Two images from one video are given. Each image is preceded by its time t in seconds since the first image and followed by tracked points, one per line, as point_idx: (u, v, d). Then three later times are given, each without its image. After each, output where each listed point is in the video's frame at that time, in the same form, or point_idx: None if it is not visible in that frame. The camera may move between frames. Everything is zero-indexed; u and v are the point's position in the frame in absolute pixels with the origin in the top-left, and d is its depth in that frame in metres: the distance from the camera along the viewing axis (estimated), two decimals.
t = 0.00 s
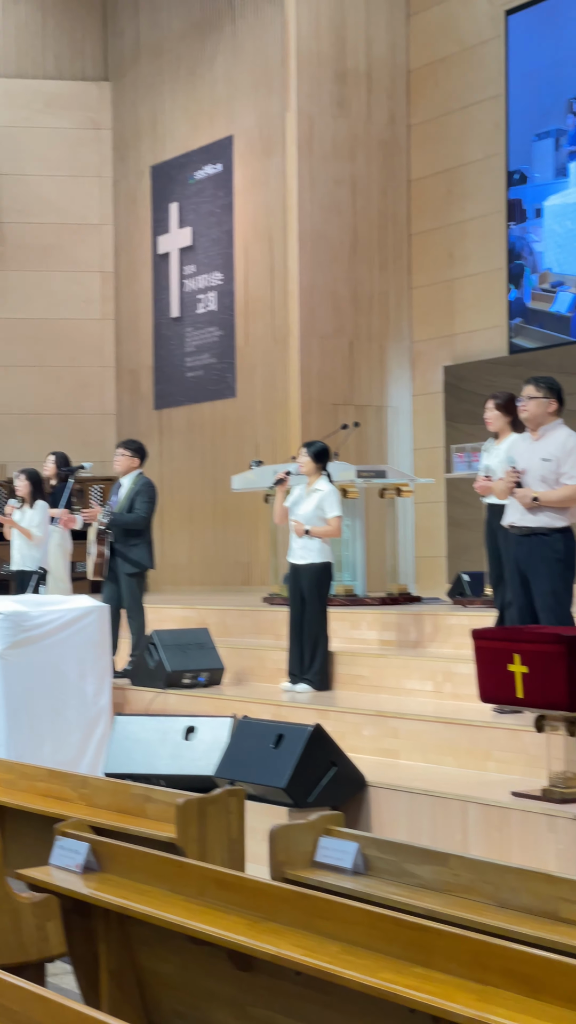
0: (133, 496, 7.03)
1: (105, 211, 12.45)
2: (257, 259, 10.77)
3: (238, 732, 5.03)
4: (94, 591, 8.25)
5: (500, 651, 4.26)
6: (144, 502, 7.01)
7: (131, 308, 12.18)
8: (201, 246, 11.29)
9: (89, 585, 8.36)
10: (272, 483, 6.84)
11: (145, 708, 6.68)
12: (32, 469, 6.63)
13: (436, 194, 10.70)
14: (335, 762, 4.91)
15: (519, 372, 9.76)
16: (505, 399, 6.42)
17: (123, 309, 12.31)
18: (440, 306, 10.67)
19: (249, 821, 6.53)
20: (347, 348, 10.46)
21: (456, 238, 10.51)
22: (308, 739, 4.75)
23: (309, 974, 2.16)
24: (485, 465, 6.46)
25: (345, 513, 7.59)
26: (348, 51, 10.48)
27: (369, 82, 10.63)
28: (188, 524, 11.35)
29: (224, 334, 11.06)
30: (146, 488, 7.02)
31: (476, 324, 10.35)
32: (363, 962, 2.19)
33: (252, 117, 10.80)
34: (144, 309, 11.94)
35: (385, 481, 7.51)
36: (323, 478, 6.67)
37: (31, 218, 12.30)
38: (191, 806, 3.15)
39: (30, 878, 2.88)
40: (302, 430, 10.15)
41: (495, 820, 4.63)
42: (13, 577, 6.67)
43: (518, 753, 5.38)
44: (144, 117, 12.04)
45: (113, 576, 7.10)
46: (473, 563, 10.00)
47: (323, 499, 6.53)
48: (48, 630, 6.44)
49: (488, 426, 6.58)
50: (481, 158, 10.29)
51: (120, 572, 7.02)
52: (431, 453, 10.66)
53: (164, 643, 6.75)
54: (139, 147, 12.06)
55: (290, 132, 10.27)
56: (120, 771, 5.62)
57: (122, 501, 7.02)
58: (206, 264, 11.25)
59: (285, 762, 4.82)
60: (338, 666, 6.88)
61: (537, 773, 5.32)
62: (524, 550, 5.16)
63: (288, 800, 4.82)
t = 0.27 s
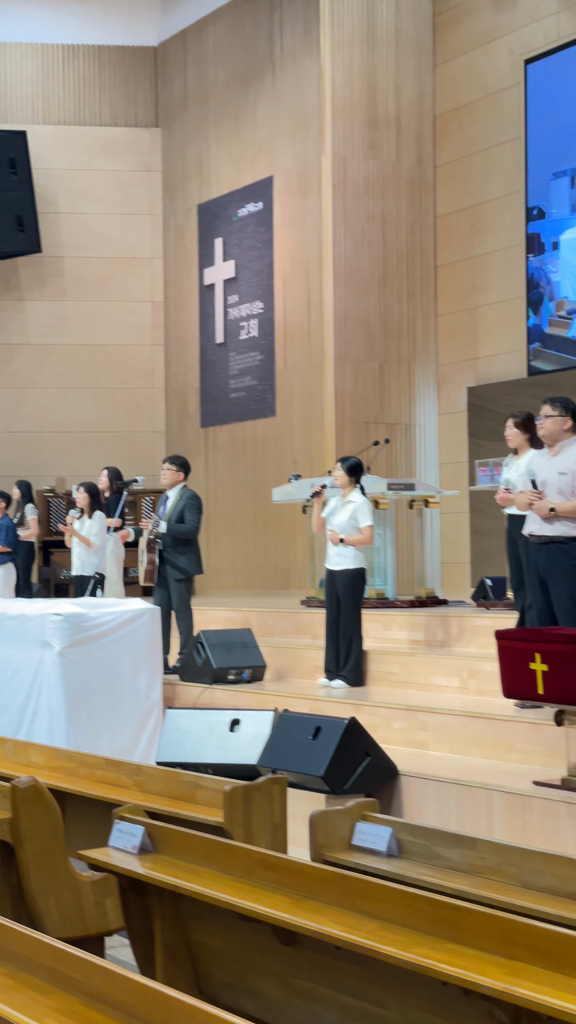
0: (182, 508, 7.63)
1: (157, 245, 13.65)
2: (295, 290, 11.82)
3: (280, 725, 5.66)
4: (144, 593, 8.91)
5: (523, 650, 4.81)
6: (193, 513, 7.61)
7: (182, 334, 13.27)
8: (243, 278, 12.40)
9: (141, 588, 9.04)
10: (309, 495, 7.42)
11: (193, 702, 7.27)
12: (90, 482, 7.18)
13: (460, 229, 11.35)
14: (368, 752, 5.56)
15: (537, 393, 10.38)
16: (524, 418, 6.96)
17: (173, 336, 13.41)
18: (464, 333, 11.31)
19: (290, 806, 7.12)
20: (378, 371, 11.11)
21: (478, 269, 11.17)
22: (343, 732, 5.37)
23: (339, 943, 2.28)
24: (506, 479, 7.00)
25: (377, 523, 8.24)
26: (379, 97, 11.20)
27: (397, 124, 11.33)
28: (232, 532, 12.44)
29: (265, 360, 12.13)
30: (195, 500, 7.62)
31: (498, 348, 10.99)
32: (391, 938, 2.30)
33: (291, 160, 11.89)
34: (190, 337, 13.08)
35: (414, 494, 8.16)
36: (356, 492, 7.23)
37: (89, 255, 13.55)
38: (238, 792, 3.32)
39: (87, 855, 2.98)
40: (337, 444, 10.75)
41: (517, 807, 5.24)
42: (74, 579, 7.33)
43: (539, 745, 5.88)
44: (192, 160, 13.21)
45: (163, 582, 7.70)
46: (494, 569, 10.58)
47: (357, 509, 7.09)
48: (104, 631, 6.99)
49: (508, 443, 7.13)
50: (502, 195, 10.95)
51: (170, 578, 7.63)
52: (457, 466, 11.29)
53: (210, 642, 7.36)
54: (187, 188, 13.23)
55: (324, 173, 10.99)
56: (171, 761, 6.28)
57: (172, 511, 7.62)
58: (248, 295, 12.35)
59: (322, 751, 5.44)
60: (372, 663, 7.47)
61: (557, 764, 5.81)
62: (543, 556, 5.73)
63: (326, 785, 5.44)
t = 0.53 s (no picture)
0: (220, 520, 8.10)
1: (194, 274, 15.22)
2: (325, 314, 12.86)
3: (312, 723, 6.15)
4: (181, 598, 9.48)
5: (538, 653, 5.35)
6: (228, 525, 8.06)
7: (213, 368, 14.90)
8: (275, 304, 13.60)
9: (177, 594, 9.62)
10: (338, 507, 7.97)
11: (229, 701, 7.78)
12: (135, 496, 8.11)
13: (477, 259, 12.65)
14: (394, 749, 6.04)
15: (550, 411, 11.56)
16: (536, 435, 7.46)
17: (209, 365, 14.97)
18: (481, 354, 12.60)
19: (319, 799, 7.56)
20: (402, 391, 12.50)
21: (496, 298, 12.43)
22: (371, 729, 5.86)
23: (379, 931, 2.73)
24: (520, 492, 7.51)
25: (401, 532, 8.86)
26: (403, 136, 12.61)
27: (422, 164, 12.71)
28: (266, 540, 13.52)
29: (296, 381, 13.28)
30: (231, 512, 8.09)
31: (513, 369, 12.23)
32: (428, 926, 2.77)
33: (318, 196, 13.03)
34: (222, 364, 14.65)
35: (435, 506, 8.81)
36: (382, 505, 7.72)
37: (132, 283, 15.11)
38: (271, 788, 4.07)
39: (138, 848, 3.55)
40: (364, 461, 12.18)
41: (533, 801, 5.77)
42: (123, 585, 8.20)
43: (551, 742, 6.32)
44: (229, 196, 14.57)
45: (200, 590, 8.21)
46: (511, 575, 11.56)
47: (383, 521, 7.60)
48: (148, 636, 7.24)
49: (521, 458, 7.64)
50: (517, 229, 12.24)
51: (207, 586, 8.14)
52: (473, 481, 12.65)
53: (246, 645, 7.87)
54: (225, 220, 14.58)
55: (352, 207, 12.46)
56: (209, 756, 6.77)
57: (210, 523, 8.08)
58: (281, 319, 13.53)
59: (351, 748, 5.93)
60: (396, 663, 8.00)
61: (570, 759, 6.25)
62: (557, 565, 6.26)
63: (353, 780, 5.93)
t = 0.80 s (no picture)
0: (238, 528, 8.04)
1: (217, 282, 15.27)
2: (346, 322, 12.91)
3: (334, 728, 6.19)
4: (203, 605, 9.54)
5: (558, 660, 5.40)
6: (246, 533, 8.02)
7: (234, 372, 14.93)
8: (297, 312, 13.65)
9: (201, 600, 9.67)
10: (360, 514, 8.00)
11: (251, 706, 7.81)
12: (159, 503, 8.24)
13: (499, 266, 12.68)
14: (415, 755, 6.07)
15: (571, 417, 11.59)
16: (557, 443, 7.46)
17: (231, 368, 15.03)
18: (502, 362, 12.61)
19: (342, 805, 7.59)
20: (423, 398, 12.52)
21: (516, 304, 12.46)
22: (393, 736, 5.89)
23: (400, 935, 2.77)
24: (542, 498, 7.50)
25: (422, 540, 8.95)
26: (425, 146, 12.66)
27: (443, 172, 12.75)
28: (288, 547, 13.56)
29: (318, 388, 13.32)
30: (250, 521, 8.03)
31: (534, 376, 12.26)
32: (449, 932, 2.80)
33: (340, 204, 13.07)
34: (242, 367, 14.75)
35: (456, 512, 8.89)
36: (403, 512, 7.77)
37: (155, 290, 15.20)
38: (294, 793, 4.09)
39: (161, 853, 3.60)
40: (385, 466, 12.22)
41: (556, 805, 5.78)
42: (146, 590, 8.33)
43: (572, 747, 6.31)
44: (250, 205, 14.63)
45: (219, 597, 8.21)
46: (532, 582, 11.61)
47: (405, 528, 7.62)
48: (170, 641, 7.26)
49: (542, 465, 7.63)
50: (538, 235, 12.28)
51: (226, 593, 8.14)
52: (495, 487, 12.64)
53: (268, 650, 7.91)
54: (247, 229, 14.66)
55: (374, 215, 12.49)
56: (231, 760, 6.80)
57: (228, 532, 8.03)
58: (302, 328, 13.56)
59: (372, 754, 5.97)
60: (418, 670, 8.03)
61: None
62: None
63: (375, 786, 5.96)
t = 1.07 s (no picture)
0: (249, 532, 8.03)
1: (231, 286, 15.30)
2: (360, 326, 12.92)
3: (348, 733, 6.20)
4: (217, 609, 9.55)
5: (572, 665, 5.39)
6: (257, 536, 8.00)
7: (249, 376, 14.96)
8: (311, 316, 13.68)
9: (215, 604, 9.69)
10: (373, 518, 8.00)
11: (266, 709, 7.82)
12: (174, 507, 8.30)
13: (513, 271, 12.68)
14: (430, 759, 6.07)
15: None
16: (572, 447, 7.45)
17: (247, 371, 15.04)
18: (517, 366, 12.60)
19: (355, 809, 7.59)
20: (437, 402, 12.53)
21: (530, 309, 12.46)
22: (406, 740, 5.90)
23: (414, 940, 2.77)
24: (556, 503, 7.48)
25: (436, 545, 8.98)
26: (438, 151, 12.68)
27: (457, 177, 12.77)
28: (302, 551, 13.58)
29: (332, 392, 13.33)
30: (261, 525, 8.03)
31: (548, 380, 12.26)
32: (463, 937, 2.81)
33: (355, 208, 13.08)
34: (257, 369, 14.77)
35: (471, 517, 8.91)
36: (417, 516, 7.76)
37: (170, 294, 15.24)
38: (309, 797, 4.10)
39: (176, 857, 3.61)
40: (399, 470, 12.24)
41: (570, 810, 5.77)
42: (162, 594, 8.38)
43: None
44: (264, 209, 14.66)
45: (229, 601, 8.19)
46: (546, 586, 11.61)
47: (419, 531, 7.61)
48: (185, 645, 7.28)
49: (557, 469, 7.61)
50: (552, 240, 12.28)
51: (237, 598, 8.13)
52: (509, 491, 12.63)
53: (282, 655, 7.93)
54: (261, 233, 14.69)
55: (388, 221, 12.51)
56: (245, 764, 6.81)
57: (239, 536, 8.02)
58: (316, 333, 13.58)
59: (386, 758, 5.97)
60: (432, 674, 8.03)
61: None
62: None
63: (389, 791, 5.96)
